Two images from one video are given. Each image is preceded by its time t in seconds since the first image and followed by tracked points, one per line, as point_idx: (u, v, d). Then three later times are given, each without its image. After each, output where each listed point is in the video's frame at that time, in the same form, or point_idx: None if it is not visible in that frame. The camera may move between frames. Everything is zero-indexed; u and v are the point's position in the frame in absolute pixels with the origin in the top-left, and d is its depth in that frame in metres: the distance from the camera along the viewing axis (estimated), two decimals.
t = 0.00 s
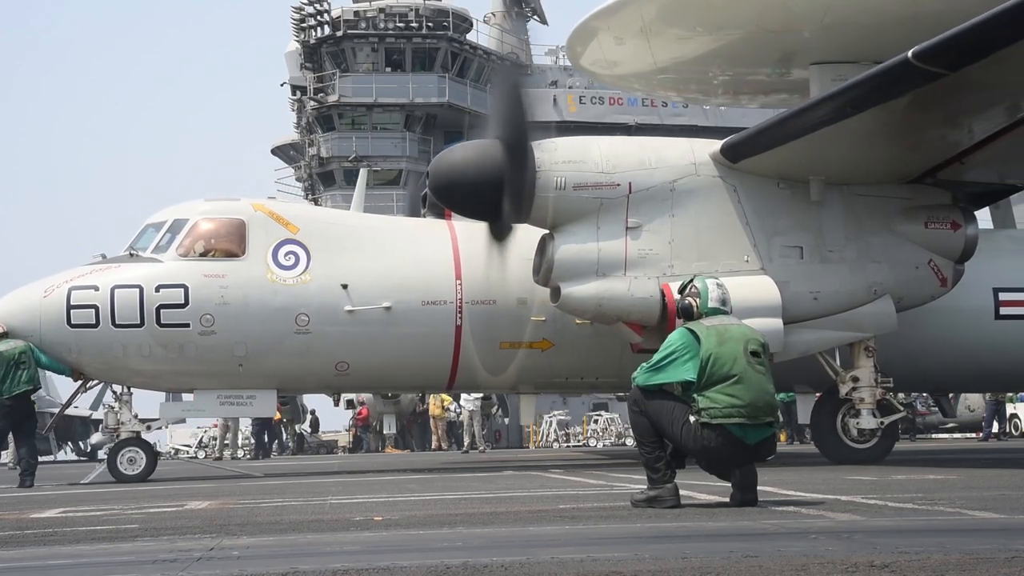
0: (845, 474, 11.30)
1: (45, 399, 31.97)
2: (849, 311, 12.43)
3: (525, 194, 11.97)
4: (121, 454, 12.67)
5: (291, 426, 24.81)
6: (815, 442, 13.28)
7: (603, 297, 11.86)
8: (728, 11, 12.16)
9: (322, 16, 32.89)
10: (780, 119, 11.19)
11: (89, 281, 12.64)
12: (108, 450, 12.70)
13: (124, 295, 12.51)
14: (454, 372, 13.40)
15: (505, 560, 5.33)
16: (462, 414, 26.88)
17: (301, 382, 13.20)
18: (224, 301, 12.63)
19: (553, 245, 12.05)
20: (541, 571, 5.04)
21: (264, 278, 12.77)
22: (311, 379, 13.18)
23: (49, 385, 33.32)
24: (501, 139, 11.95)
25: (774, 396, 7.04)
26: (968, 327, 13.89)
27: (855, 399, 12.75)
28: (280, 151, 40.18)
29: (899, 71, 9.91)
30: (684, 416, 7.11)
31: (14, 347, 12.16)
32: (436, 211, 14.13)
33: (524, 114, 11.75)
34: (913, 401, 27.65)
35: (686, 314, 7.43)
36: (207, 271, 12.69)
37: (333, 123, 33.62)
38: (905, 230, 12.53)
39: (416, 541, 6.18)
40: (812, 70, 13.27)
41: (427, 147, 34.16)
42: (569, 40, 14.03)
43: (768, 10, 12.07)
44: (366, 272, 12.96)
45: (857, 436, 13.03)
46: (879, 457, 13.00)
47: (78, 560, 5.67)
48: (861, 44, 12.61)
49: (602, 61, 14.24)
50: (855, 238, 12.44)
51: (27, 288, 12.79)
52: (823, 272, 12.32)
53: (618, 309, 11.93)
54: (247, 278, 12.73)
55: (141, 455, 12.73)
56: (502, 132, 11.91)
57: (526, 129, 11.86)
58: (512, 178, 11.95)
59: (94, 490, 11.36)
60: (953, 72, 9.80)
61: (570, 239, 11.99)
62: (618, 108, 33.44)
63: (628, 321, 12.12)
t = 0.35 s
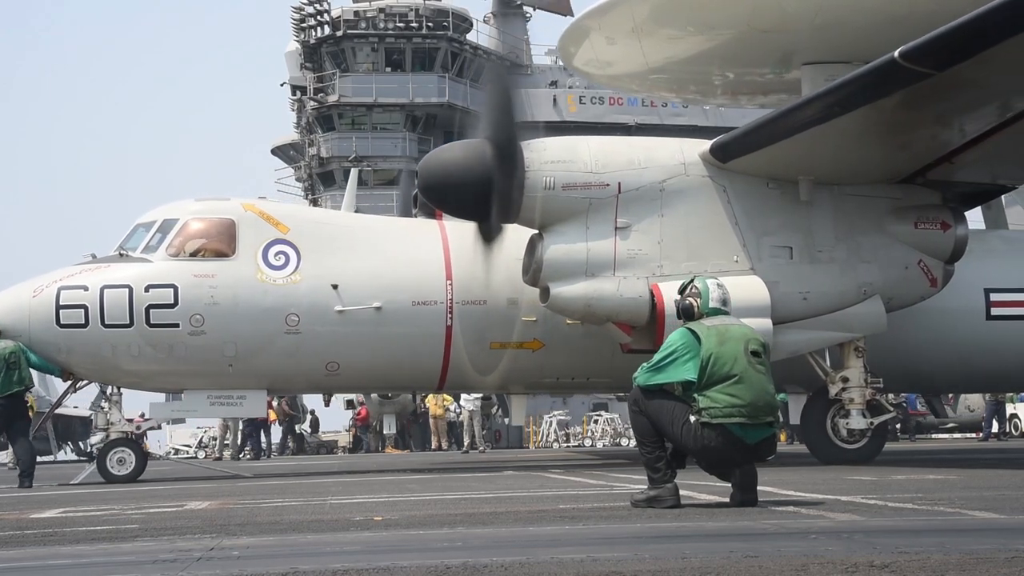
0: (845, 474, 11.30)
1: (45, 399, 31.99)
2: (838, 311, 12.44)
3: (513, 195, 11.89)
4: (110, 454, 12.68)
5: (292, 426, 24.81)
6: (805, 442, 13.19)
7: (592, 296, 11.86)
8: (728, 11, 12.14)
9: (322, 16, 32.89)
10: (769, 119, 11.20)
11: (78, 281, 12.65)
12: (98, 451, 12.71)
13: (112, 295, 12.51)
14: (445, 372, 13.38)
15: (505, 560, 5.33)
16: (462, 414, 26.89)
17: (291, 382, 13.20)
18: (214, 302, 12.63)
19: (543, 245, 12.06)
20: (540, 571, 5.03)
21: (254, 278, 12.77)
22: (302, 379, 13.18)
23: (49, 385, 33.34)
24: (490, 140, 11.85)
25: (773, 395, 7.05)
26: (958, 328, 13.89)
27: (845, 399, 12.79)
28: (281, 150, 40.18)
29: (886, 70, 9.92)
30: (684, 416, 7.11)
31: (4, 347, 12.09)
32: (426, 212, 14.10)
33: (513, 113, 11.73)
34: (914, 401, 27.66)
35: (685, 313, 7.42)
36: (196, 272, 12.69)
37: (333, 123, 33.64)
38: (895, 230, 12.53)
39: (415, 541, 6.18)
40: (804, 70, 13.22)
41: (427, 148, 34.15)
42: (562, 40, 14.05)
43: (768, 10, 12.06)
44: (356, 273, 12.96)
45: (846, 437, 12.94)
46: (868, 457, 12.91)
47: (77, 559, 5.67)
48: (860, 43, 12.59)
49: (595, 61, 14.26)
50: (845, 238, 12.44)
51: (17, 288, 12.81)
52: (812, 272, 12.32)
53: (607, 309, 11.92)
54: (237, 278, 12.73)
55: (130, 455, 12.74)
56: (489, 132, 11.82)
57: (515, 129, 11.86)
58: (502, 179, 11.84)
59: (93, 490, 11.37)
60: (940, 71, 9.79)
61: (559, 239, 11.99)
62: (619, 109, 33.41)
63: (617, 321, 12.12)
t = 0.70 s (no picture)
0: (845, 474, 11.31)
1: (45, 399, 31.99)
2: (827, 311, 12.44)
3: (501, 195, 11.89)
4: (98, 455, 12.65)
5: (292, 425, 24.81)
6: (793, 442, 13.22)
7: (581, 296, 11.86)
8: (727, 11, 12.14)
9: (322, 16, 32.92)
10: (755, 119, 11.21)
11: (66, 281, 12.64)
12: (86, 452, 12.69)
13: (100, 294, 12.51)
14: (435, 373, 13.38)
15: (505, 560, 5.33)
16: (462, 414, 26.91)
17: (280, 382, 13.18)
18: (202, 301, 12.63)
19: (531, 245, 12.04)
20: (539, 571, 5.03)
21: (242, 278, 12.76)
22: (291, 379, 13.16)
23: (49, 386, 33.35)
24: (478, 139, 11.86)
25: (774, 395, 7.06)
26: (948, 327, 13.90)
27: (833, 400, 12.79)
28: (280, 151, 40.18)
29: (870, 70, 9.92)
30: (684, 416, 7.09)
31: None
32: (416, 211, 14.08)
33: (501, 112, 11.75)
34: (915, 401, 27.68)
35: (686, 314, 7.41)
36: (185, 271, 12.69)
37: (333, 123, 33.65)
38: (884, 230, 12.52)
39: (415, 541, 6.18)
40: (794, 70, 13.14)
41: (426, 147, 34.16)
42: (553, 39, 14.06)
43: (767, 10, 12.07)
44: (345, 272, 12.95)
45: (835, 437, 12.99)
46: (858, 456, 13.01)
47: (77, 559, 5.67)
48: (860, 43, 12.60)
49: (588, 61, 14.28)
50: (833, 238, 12.43)
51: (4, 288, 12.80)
52: (800, 272, 12.31)
53: (596, 309, 11.92)
54: (226, 278, 12.72)
55: (118, 455, 12.70)
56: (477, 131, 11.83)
57: (503, 129, 11.89)
58: (489, 178, 11.83)
59: (93, 490, 11.37)
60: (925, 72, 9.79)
61: (547, 239, 11.98)
62: (619, 109, 33.38)
63: (606, 321, 12.12)
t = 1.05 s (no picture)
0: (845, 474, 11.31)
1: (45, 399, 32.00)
2: (814, 311, 12.43)
3: (486, 194, 11.87)
4: (84, 456, 12.64)
5: (292, 425, 24.82)
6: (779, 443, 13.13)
7: (567, 296, 11.84)
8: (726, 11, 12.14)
9: (322, 16, 32.96)
10: (741, 119, 11.19)
11: (52, 281, 12.63)
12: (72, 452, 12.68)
13: (87, 294, 12.50)
14: (423, 373, 13.38)
15: (505, 560, 5.33)
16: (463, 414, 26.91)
17: (268, 382, 13.18)
18: (189, 301, 12.63)
19: (517, 245, 12.00)
20: (539, 571, 5.03)
21: (229, 278, 12.75)
22: (279, 379, 13.15)
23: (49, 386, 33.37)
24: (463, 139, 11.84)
25: (775, 395, 7.06)
26: (938, 327, 13.89)
27: (821, 400, 12.76)
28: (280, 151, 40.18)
29: (854, 70, 9.89)
30: (684, 416, 7.07)
31: None
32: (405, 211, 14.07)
33: (486, 111, 11.75)
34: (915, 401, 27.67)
35: (686, 313, 7.41)
36: (172, 271, 12.68)
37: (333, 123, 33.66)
38: (871, 230, 12.52)
39: (415, 541, 6.18)
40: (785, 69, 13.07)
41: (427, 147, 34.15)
42: (543, 39, 14.07)
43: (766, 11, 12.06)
44: (332, 272, 12.94)
45: (822, 437, 12.95)
46: (844, 456, 12.99)
47: (77, 559, 5.67)
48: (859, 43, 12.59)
49: (580, 62, 14.28)
50: (820, 238, 12.44)
51: None
52: (787, 272, 12.31)
53: (582, 309, 11.91)
54: (213, 278, 12.71)
55: (105, 456, 12.69)
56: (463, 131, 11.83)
57: (488, 128, 11.84)
58: (475, 177, 11.81)
59: (92, 490, 11.37)
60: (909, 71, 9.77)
61: (533, 239, 11.95)
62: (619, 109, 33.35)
63: (592, 322, 12.12)
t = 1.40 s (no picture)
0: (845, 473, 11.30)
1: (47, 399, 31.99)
2: (801, 311, 12.43)
3: (471, 195, 11.87)
4: (71, 456, 12.65)
5: (292, 425, 24.83)
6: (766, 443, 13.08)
7: (554, 296, 11.85)
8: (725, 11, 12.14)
9: (322, 15, 32.99)
10: (726, 120, 11.19)
11: (38, 280, 12.61)
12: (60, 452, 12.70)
13: (72, 294, 12.49)
14: (411, 373, 13.38)
15: (505, 560, 5.32)
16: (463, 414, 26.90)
17: (256, 382, 13.18)
18: (176, 301, 12.63)
19: (503, 245, 11.99)
20: (540, 571, 5.02)
21: (217, 278, 12.75)
22: (267, 378, 13.14)
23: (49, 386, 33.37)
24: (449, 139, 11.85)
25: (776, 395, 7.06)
26: (928, 327, 13.89)
27: (808, 399, 12.75)
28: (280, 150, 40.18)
29: (837, 70, 9.89)
30: (685, 416, 7.08)
31: None
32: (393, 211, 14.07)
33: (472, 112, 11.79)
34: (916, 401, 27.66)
35: (687, 313, 7.41)
36: (158, 271, 12.68)
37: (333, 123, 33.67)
38: (858, 230, 12.53)
39: (415, 541, 6.17)
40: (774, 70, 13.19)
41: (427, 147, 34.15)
42: (532, 40, 14.09)
43: (765, 10, 12.05)
44: (319, 272, 12.95)
45: (809, 437, 12.94)
46: (832, 456, 13.03)
47: (76, 559, 5.66)
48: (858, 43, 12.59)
49: (571, 62, 14.28)
50: (807, 238, 12.44)
51: None
52: (773, 273, 12.31)
53: (569, 309, 11.92)
54: (199, 277, 12.72)
55: (92, 456, 12.69)
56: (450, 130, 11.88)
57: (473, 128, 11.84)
58: (461, 178, 11.82)
59: (92, 490, 11.36)
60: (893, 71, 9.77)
61: (519, 240, 11.95)
62: (619, 109, 33.32)
63: (578, 321, 12.13)
